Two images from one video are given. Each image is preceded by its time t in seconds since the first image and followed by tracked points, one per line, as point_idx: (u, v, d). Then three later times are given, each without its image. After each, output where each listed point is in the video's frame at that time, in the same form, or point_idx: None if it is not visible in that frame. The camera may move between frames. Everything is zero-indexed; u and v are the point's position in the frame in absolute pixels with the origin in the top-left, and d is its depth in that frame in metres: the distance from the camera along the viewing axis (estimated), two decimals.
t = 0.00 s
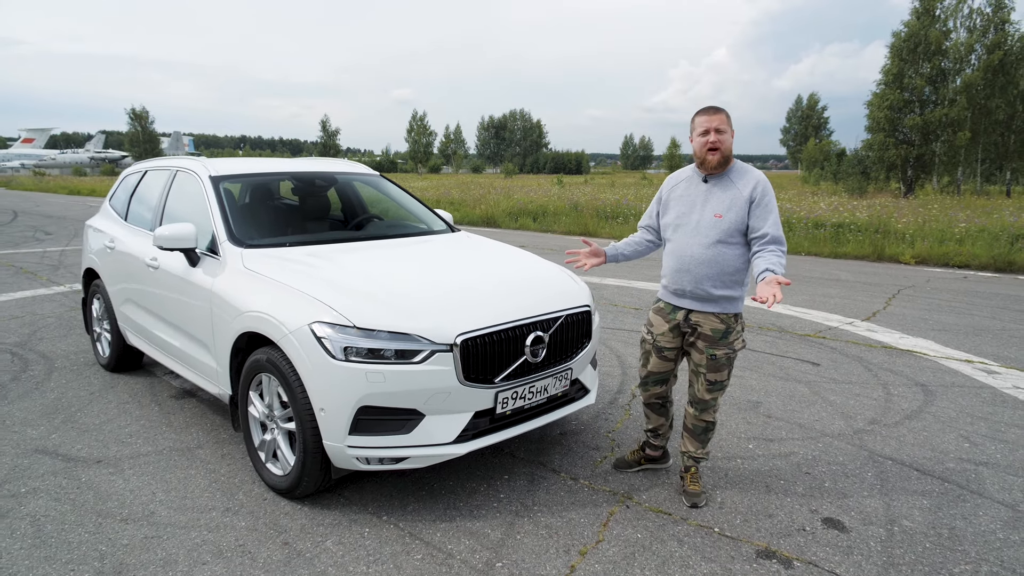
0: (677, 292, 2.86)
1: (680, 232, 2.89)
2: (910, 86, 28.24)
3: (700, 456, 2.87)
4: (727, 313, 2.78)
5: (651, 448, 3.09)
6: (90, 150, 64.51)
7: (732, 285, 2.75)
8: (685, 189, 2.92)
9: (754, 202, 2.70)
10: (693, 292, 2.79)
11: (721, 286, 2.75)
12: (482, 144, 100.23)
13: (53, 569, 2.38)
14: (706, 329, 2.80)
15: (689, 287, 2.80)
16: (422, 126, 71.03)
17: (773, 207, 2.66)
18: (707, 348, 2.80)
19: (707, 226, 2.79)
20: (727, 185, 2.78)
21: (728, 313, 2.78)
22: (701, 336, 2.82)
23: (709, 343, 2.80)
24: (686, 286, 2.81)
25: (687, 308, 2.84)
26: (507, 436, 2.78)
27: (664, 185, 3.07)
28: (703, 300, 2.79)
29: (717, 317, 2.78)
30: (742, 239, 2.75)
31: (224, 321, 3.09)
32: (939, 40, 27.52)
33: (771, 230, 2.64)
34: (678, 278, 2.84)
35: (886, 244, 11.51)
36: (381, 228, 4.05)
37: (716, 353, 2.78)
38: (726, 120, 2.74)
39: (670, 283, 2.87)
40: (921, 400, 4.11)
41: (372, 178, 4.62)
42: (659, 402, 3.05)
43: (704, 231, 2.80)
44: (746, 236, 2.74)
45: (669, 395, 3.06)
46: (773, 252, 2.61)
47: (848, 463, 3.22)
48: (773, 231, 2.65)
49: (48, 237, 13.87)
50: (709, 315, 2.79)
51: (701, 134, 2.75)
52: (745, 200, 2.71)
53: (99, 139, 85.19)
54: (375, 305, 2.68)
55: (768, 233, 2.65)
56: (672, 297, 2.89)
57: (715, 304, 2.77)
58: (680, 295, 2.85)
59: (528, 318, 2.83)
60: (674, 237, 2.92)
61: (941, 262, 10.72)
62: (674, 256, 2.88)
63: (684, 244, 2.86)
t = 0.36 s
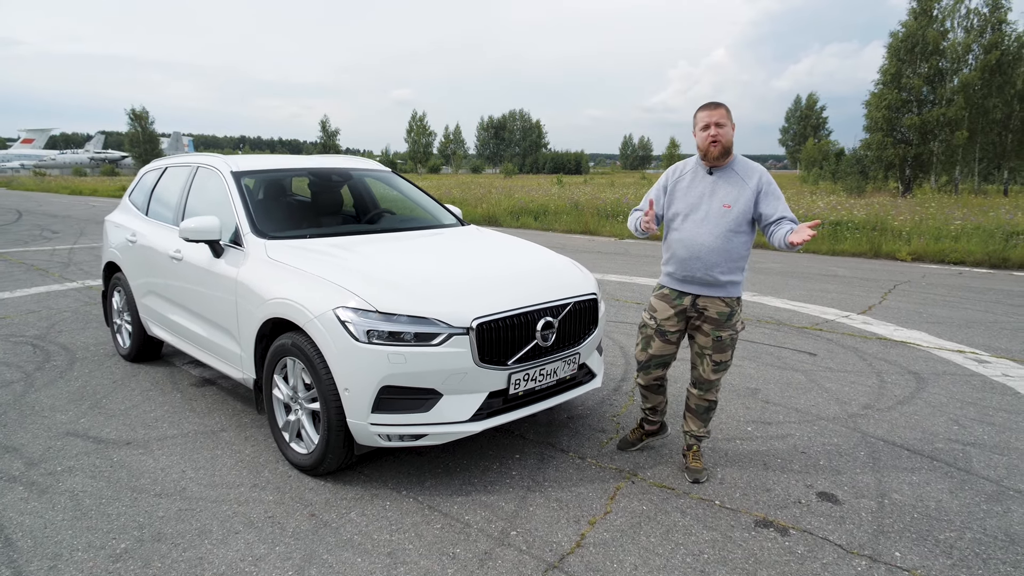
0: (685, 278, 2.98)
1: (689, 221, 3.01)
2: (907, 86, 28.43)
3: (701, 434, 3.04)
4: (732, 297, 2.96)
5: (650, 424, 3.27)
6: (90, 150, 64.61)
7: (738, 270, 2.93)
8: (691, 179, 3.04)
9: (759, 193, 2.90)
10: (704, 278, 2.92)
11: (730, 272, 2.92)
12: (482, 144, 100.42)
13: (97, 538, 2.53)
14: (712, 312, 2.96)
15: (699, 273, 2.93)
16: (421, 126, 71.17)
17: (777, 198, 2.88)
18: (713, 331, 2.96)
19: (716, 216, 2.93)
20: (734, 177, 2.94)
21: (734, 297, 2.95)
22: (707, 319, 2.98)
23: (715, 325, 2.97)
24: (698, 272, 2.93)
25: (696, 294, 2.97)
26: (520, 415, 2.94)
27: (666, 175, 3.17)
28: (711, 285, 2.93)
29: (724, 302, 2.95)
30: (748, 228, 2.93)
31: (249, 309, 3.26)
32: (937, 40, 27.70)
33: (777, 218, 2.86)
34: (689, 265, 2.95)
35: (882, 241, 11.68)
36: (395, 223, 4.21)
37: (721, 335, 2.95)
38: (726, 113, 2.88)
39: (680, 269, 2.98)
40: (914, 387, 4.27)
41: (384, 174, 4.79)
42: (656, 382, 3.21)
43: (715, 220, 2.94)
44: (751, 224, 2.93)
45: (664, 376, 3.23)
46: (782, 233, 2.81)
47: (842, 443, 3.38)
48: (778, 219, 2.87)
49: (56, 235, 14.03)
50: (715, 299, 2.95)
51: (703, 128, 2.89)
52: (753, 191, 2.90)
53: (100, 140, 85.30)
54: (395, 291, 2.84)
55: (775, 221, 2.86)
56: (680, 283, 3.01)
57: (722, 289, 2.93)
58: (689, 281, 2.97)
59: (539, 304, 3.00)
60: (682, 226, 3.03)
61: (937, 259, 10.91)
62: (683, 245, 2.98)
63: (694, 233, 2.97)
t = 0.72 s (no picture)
0: (688, 272, 3.13)
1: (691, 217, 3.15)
2: (902, 91, 28.75)
3: (700, 420, 3.21)
4: (729, 289, 3.16)
5: (642, 409, 3.45)
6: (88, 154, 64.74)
7: (734, 264, 3.14)
8: (692, 178, 3.19)
9: (754, 193, 3.14)
10: (707, 271, 3.09)
11: (729, 267, 3.12)
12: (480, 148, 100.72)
13: (133, 515, 2.68)
14: (712, 303, 3.13)
15: (703, 267, 3.09)
16: (419, 130, 71.42)
17: (769, 198, 3.14)
18: (713, 321, 3.14)
19: (718, 214, 3.11)
20: (732, 177, 3.14)
21: (730, 289, 3.16)
22: (706, 309, 3.15)
23: (714, 315, 3.14)
24: (702, 266, 3.09)
25: (697, 286, 3.14)
26: (529, 402, 3.11)
27: (663, 173, 3.28)
28: (712, 278, 3.11)
29: (723, 293, 3.15)
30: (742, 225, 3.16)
31: (270, 303, 3.42)
32: (931, 46, 28.00)
33: (769, 217, 3.13)
34: (694, 259, 3.10)
35: (876, 243, 11.89)
36: (405, 222, 4.39)
37: (720, 324, 3.13)
38: (721, 116, 3.06)
39: (684, 263, 3.12)
40: (903, 380, 4.46)
41: (394, 176, 4.96)
42: (654, 371, 3.36)
43: (716, 217, 3.11)
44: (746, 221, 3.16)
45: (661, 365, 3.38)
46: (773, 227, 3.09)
47: (834, 430, 3.56)
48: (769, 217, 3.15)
49: (61, 238, 14.18)
50: (714, 291, 3.14)
51: (699, 128, 3.06)
52: (750, 191, 3.13)
53: (98, 144, 85.35)
54: (411, 284, 3.01)
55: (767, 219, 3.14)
56: (682, 276, 3.16)
57: (721, 281, 3.12)
58: (692, 275, 3.13)
59: (546, 297, 3.17)
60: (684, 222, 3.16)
61: (930, 260, 11.12)
62: (688, 240, 3.12)
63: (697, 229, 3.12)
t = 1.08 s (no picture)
0: (677, 271, 3.28)
1: (678, 220, 3.31)
2: (894, 98, 29.17)
3: (697, 410, 3.38)
4: (714, 284, 3.33)
5: (630, 412, 3.49)
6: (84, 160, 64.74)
7: (717, 261, 3.33)
8: (675, 182, 3.35)
9: (732, 194, 3.33)
10: (695, 270, 3.26)
11: (714, 264, 3.30)
12: (476, 155, 101.07)
13: (162, 500, 2.82)
14: (700, 299, 3.29)
15: (691, 265, 3.26)
16: (415, 137, 71.69)
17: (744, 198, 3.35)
18: (702, 315, 3.31)
19: (702, 215, 3.28)
20: (711, 180, 3.32)
21: (716, 284, 3.33)
22: (695, 305, 3.31)
23: (702, 309, 3.31)
24: (690, 265, 3.25)
25: (686, 284, 3.30)
26: (536, 394, 3.27)
27: (647, 178, 3.43)
28: (699, 275, 3.27)
29: (709, 289, 3.31)
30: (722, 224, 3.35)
31: (288, 301, 3.58)
32: (922, 54, 28.41)
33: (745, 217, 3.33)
34: (683, 259, 3.26)
35: (869, 247, 12.12)
36: (414, 225, 4.55)
37: (708, 318, 3.31)
38: (697, 123, 3.22)
39: (675, 263, 3.27)
40: (893, 377, 4.64)
41: (402, 181, 5.14)
42: (648, 367, 3.45)
43: (701, 218, 3.28)
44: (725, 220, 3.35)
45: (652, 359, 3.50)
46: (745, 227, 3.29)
47: (826, 422, 3.73)
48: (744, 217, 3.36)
49: (64, 244, 14.31)
50: (701, 287, 3.30)
51: (678, 137, 3.23)
52: (727, 193, 3.32)
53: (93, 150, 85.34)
54: (424, 282, 3.17)
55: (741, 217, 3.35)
56: (671, 275, 3.30)
57: (707, 278, 3.29)
58: (680, 273, 3.28)
59: (552, 295, 3.34)
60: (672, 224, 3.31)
61: (921, 264, 11.34)
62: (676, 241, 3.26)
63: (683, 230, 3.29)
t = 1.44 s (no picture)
0: (648, 272, 3.48)
1: (646, 225, 3.53)
2: (887, 105, 29.59)
3: (693, 403, 3.53)
4: (688, 282, 3.47)
5: (632, 406, 3.66)
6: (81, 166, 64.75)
7: (689, 260, 3.47)
8: (643, 189, 3.57)
9: (697, 195, 3.46)
10: (664, 270, 3.44)
11: (683, 263, 3.45)
12: (473, 161, 101.47)
13: (191, 487, 2.98)
14: (674, 298, 3.46)
15: (660, 266, 3.44)
16: (413, 144, 71.95)
17: (711, 198, 3.46)
18: (678, 312, 3.46)
19: (667, 218, 3.47)
20: (676, 184, 3.49)
21: (690, 282, 3.47)
22: (670, 303, 3.47)
23: (678, 307, 3.46)
24: (658, 266, 3.45)
25: (658, 284, 3.49)
26: (544, 388, 3.43)
27: (620, 187, 3.68)
28: (669, 275, 3.45)
29: (682, 287, 3.46)
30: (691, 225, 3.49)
31: (305, 300, 3.74)
32: (914, 62, 28.83)
33: (713, 216, 3.43)
34: (651, 261, 3.47)
35: (862, 252, 12.34)
36: (422, 229, 4.72)
37: (685, 315, 3.44)
38: (663, 132, 3.37)
39: (644, 265, 3.49)
40: (883, 374, 4.82)
41: (409, 186, 5.31)
42: (641, 361, 3.62)
43: (666, 222, 3.47)
44: (694, 221, 3.48)
45: (646, 355, 3.68)
46: (711, 226, 3.40)
47: (818, 416, 3.91)
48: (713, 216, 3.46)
49: (67, 249, 14.40)
50: (674, 286, 3.46)
51: (645, 146, 3.39)
52: (692, 195, 3.46)
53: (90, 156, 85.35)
54: (437, 281, 3.33)
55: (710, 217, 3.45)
56: (645, 276, 3.51)
57: (679, 277, 3.45)
58: (652, 274, 3.48)
59: (558, 294, 3.50)
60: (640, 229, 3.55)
61: (913, 268, 11.57)
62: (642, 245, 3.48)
63: (651, 234, 3.50)
